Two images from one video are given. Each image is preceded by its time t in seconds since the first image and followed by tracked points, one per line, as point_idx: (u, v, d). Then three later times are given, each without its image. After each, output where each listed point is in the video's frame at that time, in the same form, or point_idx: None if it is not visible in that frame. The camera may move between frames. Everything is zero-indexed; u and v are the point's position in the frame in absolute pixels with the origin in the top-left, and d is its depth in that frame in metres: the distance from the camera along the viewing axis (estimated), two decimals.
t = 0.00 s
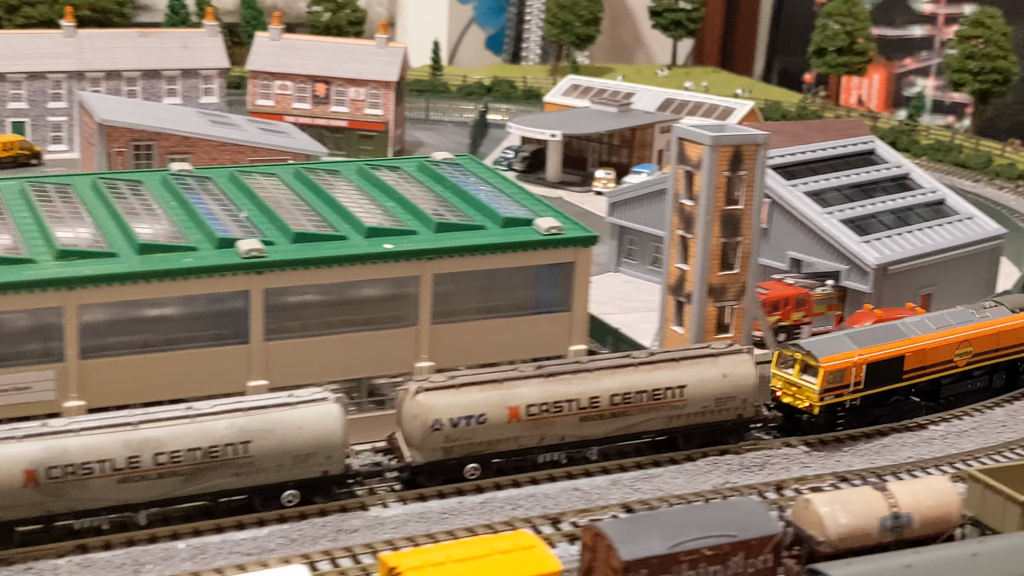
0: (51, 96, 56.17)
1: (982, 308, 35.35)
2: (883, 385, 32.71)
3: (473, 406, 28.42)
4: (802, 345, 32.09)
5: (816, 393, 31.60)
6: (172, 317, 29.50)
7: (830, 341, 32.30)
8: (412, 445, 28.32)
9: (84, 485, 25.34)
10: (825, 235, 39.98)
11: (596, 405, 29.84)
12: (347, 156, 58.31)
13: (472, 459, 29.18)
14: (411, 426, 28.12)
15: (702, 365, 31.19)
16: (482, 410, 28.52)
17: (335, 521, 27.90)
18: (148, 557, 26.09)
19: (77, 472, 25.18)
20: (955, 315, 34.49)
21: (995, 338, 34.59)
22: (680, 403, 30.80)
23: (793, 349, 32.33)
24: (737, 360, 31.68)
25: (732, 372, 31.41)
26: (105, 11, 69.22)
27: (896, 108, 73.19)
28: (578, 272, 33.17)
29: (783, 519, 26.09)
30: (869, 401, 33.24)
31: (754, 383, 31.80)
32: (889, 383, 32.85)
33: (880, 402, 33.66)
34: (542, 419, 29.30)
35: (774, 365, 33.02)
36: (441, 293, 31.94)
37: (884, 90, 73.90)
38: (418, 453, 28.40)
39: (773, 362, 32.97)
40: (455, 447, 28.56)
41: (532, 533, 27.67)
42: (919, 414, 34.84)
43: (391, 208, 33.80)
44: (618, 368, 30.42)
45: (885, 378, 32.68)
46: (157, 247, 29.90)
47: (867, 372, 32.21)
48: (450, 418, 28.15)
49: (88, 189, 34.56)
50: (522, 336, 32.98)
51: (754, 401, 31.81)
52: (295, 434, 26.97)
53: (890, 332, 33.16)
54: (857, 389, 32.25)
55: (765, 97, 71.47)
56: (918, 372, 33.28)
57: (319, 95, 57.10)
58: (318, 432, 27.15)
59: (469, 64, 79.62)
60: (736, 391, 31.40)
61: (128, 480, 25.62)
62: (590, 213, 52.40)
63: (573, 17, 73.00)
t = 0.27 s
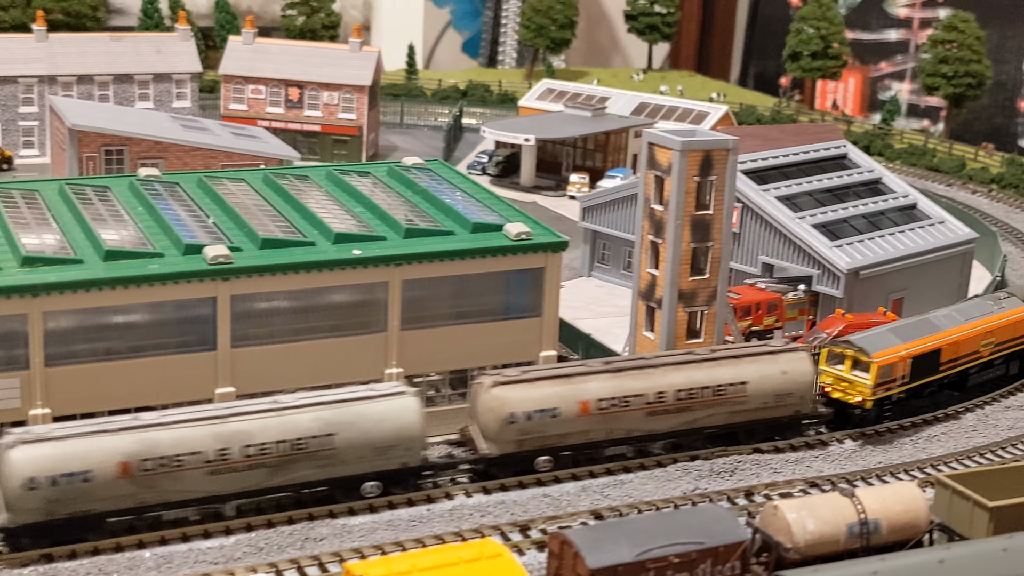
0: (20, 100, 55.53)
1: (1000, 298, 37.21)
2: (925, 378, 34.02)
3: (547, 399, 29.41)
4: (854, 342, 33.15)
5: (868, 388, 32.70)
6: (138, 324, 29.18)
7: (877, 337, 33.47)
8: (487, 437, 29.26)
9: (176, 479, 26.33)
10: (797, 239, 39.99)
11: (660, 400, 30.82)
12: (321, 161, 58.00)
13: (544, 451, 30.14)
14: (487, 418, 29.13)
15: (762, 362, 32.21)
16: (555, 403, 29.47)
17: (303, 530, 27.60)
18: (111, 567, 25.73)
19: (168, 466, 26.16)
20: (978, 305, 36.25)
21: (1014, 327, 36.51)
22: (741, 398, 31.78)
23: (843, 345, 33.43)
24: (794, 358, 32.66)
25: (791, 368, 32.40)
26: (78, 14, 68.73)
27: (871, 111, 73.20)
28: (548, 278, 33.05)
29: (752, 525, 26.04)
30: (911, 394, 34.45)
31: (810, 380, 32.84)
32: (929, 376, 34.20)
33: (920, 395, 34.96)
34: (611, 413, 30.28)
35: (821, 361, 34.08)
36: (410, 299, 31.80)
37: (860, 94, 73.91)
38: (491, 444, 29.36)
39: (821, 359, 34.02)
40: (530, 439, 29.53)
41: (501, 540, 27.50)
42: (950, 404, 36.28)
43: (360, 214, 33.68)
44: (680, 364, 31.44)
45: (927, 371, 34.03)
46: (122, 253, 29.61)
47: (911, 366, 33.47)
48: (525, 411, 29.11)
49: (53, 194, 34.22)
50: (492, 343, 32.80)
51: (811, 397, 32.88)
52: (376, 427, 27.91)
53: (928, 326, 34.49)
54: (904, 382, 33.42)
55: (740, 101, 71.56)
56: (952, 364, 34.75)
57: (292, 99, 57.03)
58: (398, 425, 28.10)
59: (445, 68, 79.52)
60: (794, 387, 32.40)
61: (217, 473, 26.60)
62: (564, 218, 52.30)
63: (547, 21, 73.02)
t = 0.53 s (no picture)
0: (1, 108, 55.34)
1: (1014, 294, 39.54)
2: (963, 371, 35.87)
3: (628, 396, 30.42)
4: (904, 339, 34.78)
5: (920, 382, 34.33)
6: (116, 334, 29.11)
7: (922, 334, 35.14)
8: (571, 432, 30.26)
9: (276, 471, 27.35)
10: (776, 248, 40.12)
11: (733, 396, 31.82)
12: (303, 168, 57.96)
13: (625, 447, 31.20)
14: (570, 414, 30.15)
15: (825, 360, 33.30)
16: (635, 400, 30.50)
17: (281, 540, 27.51)
18: None
19: (269, 459, 27.20)
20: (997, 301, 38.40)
21: None
22: (808, 395, 32.84)
23: (893, 343, 34.96)
24: (855, 357, 33.68)
25: (853, 368, 33.41)
26: (61, 22, 68.55)
27: (855, 118, 73.60)
28: (527, 287, 33.06)
29: (728, 536, 26.09)
30: (951, 387, 36.23)
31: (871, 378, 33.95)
32: (968, 369, 36.03)
33: (957, 387, 36.82)
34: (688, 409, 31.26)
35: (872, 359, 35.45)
36: (388, 308, 31.80)
37: (844, 100, 74.32)
38: (575, 439, 30.37)
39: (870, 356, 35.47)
40: (612, 434, 30.58)
41: (478, 551, 27.48)
42: (981, 394, 38.23)
43: (339, 224, 33.69)
44: (750, 361, 32.43)
45: (964, 366, 35.83)
46: (99, 265, 29.54)
47: (953, 360, 35.27)
48: (608, 407, 30.19)
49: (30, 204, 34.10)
50: (472, 352, 32.79)
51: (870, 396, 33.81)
52: (465, 423, 28.89)
53: (964, 322, 36.37)
54: (948, 376, 35.18)
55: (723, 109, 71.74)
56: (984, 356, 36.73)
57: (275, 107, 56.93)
58: (488, 420, 29.12)
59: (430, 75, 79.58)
60: (855, 385, 33.46)
61: (317, 465, 27.64)
62: (547, 225, 52.37)
63: (531, 29, 73.22)
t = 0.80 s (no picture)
0: None
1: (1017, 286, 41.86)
2: (996, 361, 37.63)
3: (709, 394, 31.42)
4: (948, 334, 36.14)
5: (966, 376, 35.85)
6: (102, 345, 29.08)
7: (963, 329, 36.58)
8: (657, 430, 31.25)
9: (379, 465, 28.41)
10: (763, 256, 40.23)
11: (803, 394, 32.89)
12: (292, 176, 57.92)
13: (705, 444, 32.23)
14: (657, 412, 31.15)
15: (883, 358, 34.43)
16: (716, 399, 31.50)
17: (266, 552, 27.46)
18: None
19: (372, 454, 28.25)
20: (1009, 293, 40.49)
21: None
22: (869, 392, 34.00)
23: (937, 338, 36.37)
24: (911, 354, 34.88)
25: (909, 364, 34.61)
26: (50, 29, 68.46)
27: (844, 124, 73.82)
28: (513, 297, 33.13)
29: (712, 548, 26.16)
30: (985, 377, 37.96)
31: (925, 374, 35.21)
32: (999, 358, 37.83)
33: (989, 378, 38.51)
34: (765, 406, 32.30)
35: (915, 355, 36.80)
36: (375, 318, 31.81)
37: (833, 106, 74.49)
38: (661, 437, 31.35)
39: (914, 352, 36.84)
40: (696, 433, 31.60)
41: (463, 562, 27.49)
42: (1007, 383, 40.15)
43: (326, 234, 33.73)
44: (819, 360, 33.53)
45: (997, 355, 37.60)
46: (85, 275, 29.53)
47: (989, 352, 36.95)
48: (694, 406, 31.19)
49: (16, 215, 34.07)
50: (458, 363, 32.86)
51: (924, 392, 35.05)
52: (556, 420, 29.98)
53: (993, 315, 38.11)
54: (987, 366, 36.91)
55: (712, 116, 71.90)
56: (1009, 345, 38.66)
57: (264, 115, 56.95)
58: (577, 416, 30.19)
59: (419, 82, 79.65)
60: (911, 381, 34.60)
61: (417, 460, 28.67)
62: (535, 233, 52.46)
63: (520, 35, 73.34)
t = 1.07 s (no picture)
0: None
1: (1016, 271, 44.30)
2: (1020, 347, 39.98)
3: (788, 390, 32.63)
4: (981, 326, 38.18)
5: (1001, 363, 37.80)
6: (95, 352, 29.16)
7: (994, 321, 38.61)
8: (742, 426, 32.38)
9: (478, 456, 29.45)
10: (755, 262, 40.42)
11: (869, 387, 34.25)
12: (286, 181, 58.01)
13: (782, 439, 33.46)
14: (742, 410, 32.29)
15: (932, 350, 36.00)
16: (794, 394, 32.72)
17: (258, 558, 27.55)
18: None
19: (471, 446, 29.28)
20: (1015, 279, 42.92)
21: None
22: (922, 383, 35.55)
23: (972, 330, 38.25)
24: (955, 346, 36.57)
25: (954, 355, 36.30)
26: (44, 34, 68.52)
27: (837, 128, 74.07)
28: (505, 304, 33.27)
29: (703, 555, 26.34)
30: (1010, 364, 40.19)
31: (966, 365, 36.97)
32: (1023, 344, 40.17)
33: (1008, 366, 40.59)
34: (835, 400, 33.66)
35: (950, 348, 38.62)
36: (367, 325, 31.94)
37: (826, 111, 74.75)
38: (746, 433, 32.49)
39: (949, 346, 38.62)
40: (777, 428, 32.82)
41: (455, 569, 27.63)
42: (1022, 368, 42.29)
43: (318, 242, 33.88)
44: (879, 354, 34.93)
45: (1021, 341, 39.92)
46: (78, 283, 29.64)
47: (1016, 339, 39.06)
48: (775, 403, 32.39)
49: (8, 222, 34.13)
50: (450, 370, 33.01)
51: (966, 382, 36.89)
52: (644, 413, 31.20)
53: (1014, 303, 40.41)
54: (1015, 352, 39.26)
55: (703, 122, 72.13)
56: None
57: (258, 120, 57.06)
58: (663, 410, 31.45)
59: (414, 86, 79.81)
60: (957, 371, 36.30)
61: (514, 451, 29.76)
62: (528, 239, 52.63)
63: (514, 40, 73.52)
